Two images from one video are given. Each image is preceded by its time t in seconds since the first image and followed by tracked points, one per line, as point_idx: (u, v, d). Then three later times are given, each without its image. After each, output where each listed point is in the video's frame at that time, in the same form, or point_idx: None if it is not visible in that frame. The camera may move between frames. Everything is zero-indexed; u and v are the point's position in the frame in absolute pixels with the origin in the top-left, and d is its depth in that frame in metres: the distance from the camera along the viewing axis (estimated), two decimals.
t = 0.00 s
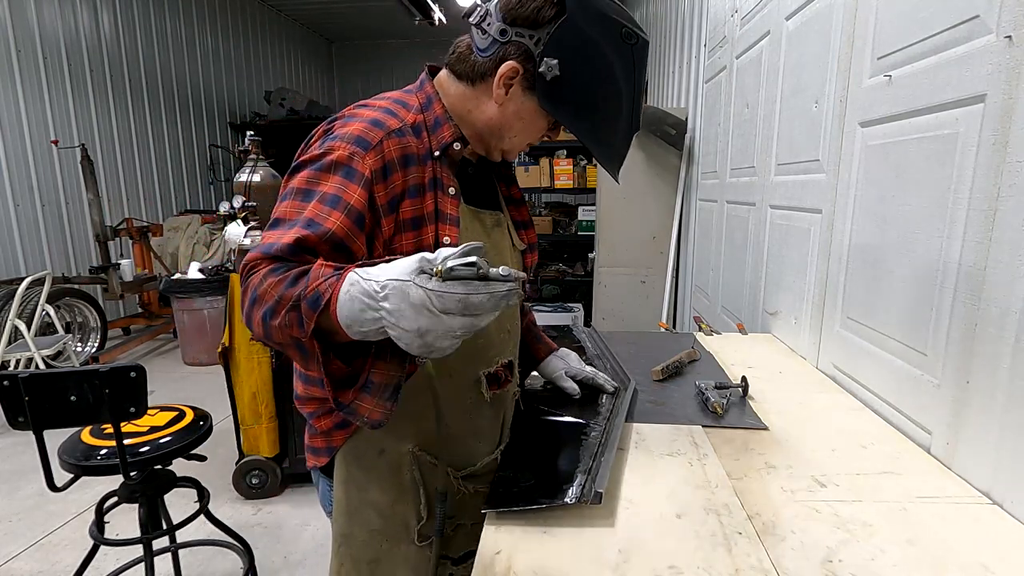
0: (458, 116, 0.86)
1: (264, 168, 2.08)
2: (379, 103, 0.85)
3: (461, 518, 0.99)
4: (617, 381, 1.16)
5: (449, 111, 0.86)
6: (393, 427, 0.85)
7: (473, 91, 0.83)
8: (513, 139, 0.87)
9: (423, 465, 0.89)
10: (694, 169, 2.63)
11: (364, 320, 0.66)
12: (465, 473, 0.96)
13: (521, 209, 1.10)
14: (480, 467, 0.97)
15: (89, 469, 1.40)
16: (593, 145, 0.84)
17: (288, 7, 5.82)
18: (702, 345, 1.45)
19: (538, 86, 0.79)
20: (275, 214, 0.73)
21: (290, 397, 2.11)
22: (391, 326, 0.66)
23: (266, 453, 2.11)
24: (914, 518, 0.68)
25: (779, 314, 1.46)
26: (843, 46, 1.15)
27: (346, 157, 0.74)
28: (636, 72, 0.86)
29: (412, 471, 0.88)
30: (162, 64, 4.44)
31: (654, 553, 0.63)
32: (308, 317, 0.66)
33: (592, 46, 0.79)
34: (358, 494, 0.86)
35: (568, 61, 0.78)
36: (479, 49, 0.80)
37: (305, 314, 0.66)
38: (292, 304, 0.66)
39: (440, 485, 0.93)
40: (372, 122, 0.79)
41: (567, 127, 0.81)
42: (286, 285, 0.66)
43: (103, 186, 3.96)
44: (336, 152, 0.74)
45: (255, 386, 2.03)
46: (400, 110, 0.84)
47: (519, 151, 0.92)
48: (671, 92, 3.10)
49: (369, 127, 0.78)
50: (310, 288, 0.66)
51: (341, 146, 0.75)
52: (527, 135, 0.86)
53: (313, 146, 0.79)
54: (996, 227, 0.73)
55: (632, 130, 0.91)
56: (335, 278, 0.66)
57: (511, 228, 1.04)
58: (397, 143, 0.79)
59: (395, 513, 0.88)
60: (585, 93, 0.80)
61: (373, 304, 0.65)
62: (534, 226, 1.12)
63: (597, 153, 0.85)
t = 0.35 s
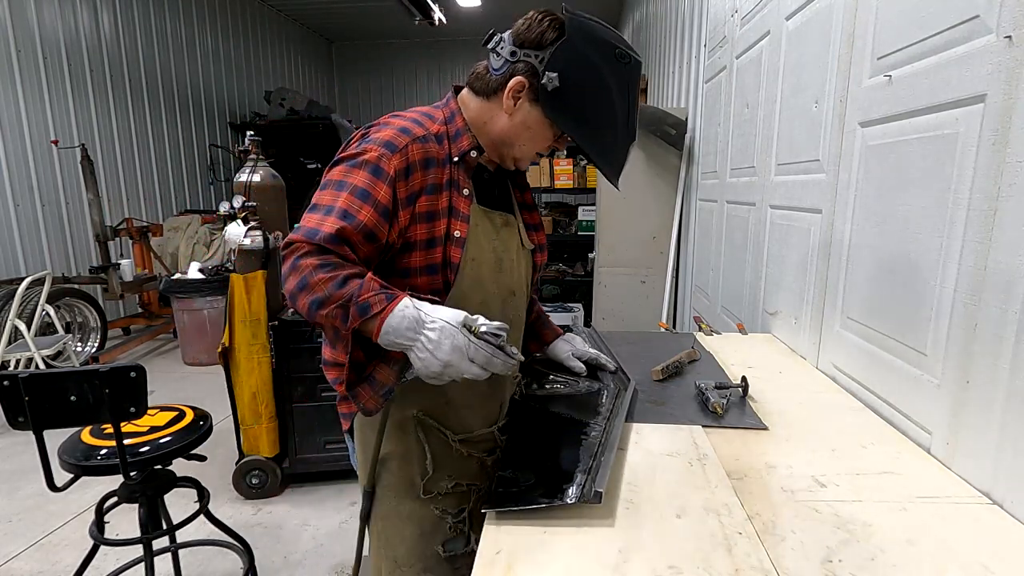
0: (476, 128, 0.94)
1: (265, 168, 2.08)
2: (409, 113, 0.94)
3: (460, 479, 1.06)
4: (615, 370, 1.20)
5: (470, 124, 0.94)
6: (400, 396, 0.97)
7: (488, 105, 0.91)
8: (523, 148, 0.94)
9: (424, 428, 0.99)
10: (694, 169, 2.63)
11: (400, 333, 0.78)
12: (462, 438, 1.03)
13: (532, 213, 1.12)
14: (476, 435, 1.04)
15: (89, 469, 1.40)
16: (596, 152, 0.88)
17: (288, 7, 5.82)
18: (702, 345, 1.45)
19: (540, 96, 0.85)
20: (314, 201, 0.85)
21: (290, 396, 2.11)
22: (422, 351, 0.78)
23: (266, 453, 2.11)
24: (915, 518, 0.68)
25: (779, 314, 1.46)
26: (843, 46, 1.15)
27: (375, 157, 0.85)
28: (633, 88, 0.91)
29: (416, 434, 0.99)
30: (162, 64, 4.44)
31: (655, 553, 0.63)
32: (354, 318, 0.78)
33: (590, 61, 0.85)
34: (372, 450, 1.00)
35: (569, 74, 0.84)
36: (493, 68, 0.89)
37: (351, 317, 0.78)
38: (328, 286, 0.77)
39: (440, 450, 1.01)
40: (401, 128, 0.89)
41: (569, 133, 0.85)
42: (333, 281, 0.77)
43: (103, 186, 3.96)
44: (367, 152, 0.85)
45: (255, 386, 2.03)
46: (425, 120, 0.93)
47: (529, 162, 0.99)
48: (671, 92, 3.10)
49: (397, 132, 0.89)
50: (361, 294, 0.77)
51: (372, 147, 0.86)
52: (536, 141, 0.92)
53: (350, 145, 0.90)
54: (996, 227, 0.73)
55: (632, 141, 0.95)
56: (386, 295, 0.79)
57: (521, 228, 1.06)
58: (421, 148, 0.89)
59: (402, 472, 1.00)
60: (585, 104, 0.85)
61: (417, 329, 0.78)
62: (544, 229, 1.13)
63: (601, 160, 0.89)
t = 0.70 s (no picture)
0: (475, 129, 0.95)
1: (265, 168, 2.08)
2: (412, 113, 0.96)
3: (457, 473, 1.04)
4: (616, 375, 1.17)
5: (470, 125, 0.95)
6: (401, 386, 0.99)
7: (485, 105, 0.92)
8: (520, 146, 0.93)
9: (423, 418, 0.99)
10: (694, 169, 2.63)
11: (430, 338, 0.84)
12: (460, 431, 1.02)
13: (535, 213, 1.13)
14: (476, 429, 1.04)
15: (89, 470, 1.40)
16: (589, 146, 0.87)
17: (288, 7, 5.82)
18: (703, 345, 1.44)
19: (532, 93, 0.85)
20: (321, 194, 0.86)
21: (290, 396, 2.11)
22: (446, 354, 0.85)
23: (266, 453, 2.11)
24: (915, 518, 0.68)
25: (780, 314, 1.46)
26: (843, 46, 1.15)
27: (380, 152, 0.86)
28: (622, 81, 0.90)
29: (413, 424, 0.99)
30: (162, 64, 4.44)
31: (655, 552, 0.63)
32: (382, 324, 0.83)
33: (576, 57, 0.85)
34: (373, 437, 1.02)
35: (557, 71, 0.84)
36: (489, 70, 0.91)
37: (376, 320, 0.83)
38: (353, 288, 0.82)
39: (438, 442, 1.01)
40: (404, 126, 0.91)
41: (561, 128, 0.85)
42: (358, 288, 0.82)
43: (103, 186, 3.96)
44: (372, 147, 0.87)
45: (255, 386, 2.03)
46: (427, 119, 0.94)
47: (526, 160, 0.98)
48: (671, 92, 3.10)
49: (401, 129, 0.90)
50: (390, 303, 0.83)
51: (376, 143, 0.87)
52: (533, 139, 0.91)
53: (354, 142, 0.91)
54: (996, 227, 0.73)
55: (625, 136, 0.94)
56: (413, 305, 0.84)
57: (523, 226, 1.05)
58: (423, 143, 0.91)
59: (398, 460, 1.01)
60: (575, 99, 0.85)
61: (445, 333, 0.85)
62: (548, 229, 1.14)
63: (595, 156, 0.88)
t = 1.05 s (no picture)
0: (473, 126, 0.95)
1: (265, 168, 2.08)
2: (409, 109, 0.96)
3: (456, 472, 1.04)
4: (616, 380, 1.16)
5: (468, 122, 0.95)
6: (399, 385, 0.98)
7: (482, 103, 0.93)
8: (517, 143, 0.93)
9: (421, 418, 0.99)
10: (694, 168, 2.63)
11: (438, 321, 0.84)
12: (460, 430, 1.02)
13: (530, 211, 1.14)
14: (475, 428, 1.03)
15: (89, 469, 1.40)
16: (588, 144, 0.87)
17: (289, 7, 5.82)
18: (703, 345, 1.44)
19: (529, 90, 0.86)
20: (321, 187, 0.86)
21: (290, 396, 2.11)
22: (456, 338, 0.86)
23: (266, 453, 2.11)
24: (914, 518, 0.68)
25: (780, 314, 1.46)
26: (843, 46, 1.15)
27: (380, 145, 0.86)
28: (617, 81, 0.91)
29: (412, 423, 0.99)
30: (162, 64, 4.44)
31: (655, 552, 0.63)
32: (388, 314, 0.83)
33: (574, 56, 0.85)
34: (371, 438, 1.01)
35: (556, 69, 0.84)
36: (486, 69, 0.91)
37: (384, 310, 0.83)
38: (358, 280, 0.82)
39: (437, 441, 1.01)
40: (403, 120, 0.91)
41: (559, 125, 0.85)
42: (364, 279, 0.82)
43: (103, 186, 3.95)
44: (372, 140, 0.87)
45: (255, 386, 2.03)
46: (424, 115, 0.95)
47: (523, 158, 0.98)
48: (671, 92, 3.10)
49: (400, 124, 0.90)
50: (399, 292, 0.83)
51: (376, 137, 0.88)
52: (529, 136, 0.92)
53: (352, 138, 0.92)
54: (997, 227, 0.73)
55: (620, 136, 0.94)
56: (420, 293, 0.84)
57: (519, 224, 1.06)
58: (423, 137, 0.91)
59: (397, 460, 1.00)
60: (574, 96, 0.85)
61: (452, 319, 0.85)
62: (544, 227, 1.14)
63: (593, 155, 0.88)
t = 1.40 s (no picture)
0: (468, 125, 0.95)
1: (265, 168, 2.07)
2: (407, 113, 0.95)
3: (464, 471, 1.05)
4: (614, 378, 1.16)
5: (462, 121, 0.95)
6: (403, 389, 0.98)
7: (475, 102, 0.93)
8: (512, 141, 0.93)
9: (428, 418, 1.00)
10: (694, 169, 2.64)
11: (442, 342, 0.84)
12: (466, 429, 1.03)
13: (527, 207, 1.15)
14: (480, 427, 1.04)
15: (89, 470, 1.40)
16: (582, 143, 0.88)
17: (289, 7, 5.82)
18: (702, 345, 1.45)
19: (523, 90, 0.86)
20: (322, 194, 0.85)
21: (289, 396, 2.11)
22: (458, 357, 0.86)
23: (266, 453, 2.11)
24: (914, 518, 0.68)
25: (779, 314, 1.46)
26: (843, 46, 1.15)
27: (381, 150, 0.86)
28: (611, 80, 0.92)
29: (419, 425, 0.99)
30: (162, 64, 4.44)
31: (655, 553, 0.63)
32: (388, 331, 0.83)
33: (568, 55, 0.86)
34: (377, 443, 1.00)
35: (550, 68, 0.85)
36: (478, 67, 0.90)
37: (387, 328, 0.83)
38: (362, 288, 0.81)
39: (445, 441, 1.02)
40: (402, 124, 0.91)
41: (554, 125, 0.86)
42: (367, 287, 0.82)
43: (103, 186, 3.95)
44: (372, 145, 0.86)
45: (255, 386, 2.03)
46: (422, 117, 0.94)
47: (518, 155, 0.98)
48: (671, 93, 3.10)
49: (399, 127, 0.90)
50: (399, 310, 0.82)
51: (376, 141, 0.87)
52: (524, 135, 0.92)
53: (351, 141, 0.91)
54: (997, 227, 0.73)
55: (615, 133, 0.95)
56: (419, 312, 0.84)
57: (516, 221, 1.06)
58: (423, 141, 0.90)
59: (406, 462, 1.00)
60: (568, 96, 0.86)
61: (452, 339, 0.86)
62: (539, 224, 1.15)
63: (588, 154, 0.89)
